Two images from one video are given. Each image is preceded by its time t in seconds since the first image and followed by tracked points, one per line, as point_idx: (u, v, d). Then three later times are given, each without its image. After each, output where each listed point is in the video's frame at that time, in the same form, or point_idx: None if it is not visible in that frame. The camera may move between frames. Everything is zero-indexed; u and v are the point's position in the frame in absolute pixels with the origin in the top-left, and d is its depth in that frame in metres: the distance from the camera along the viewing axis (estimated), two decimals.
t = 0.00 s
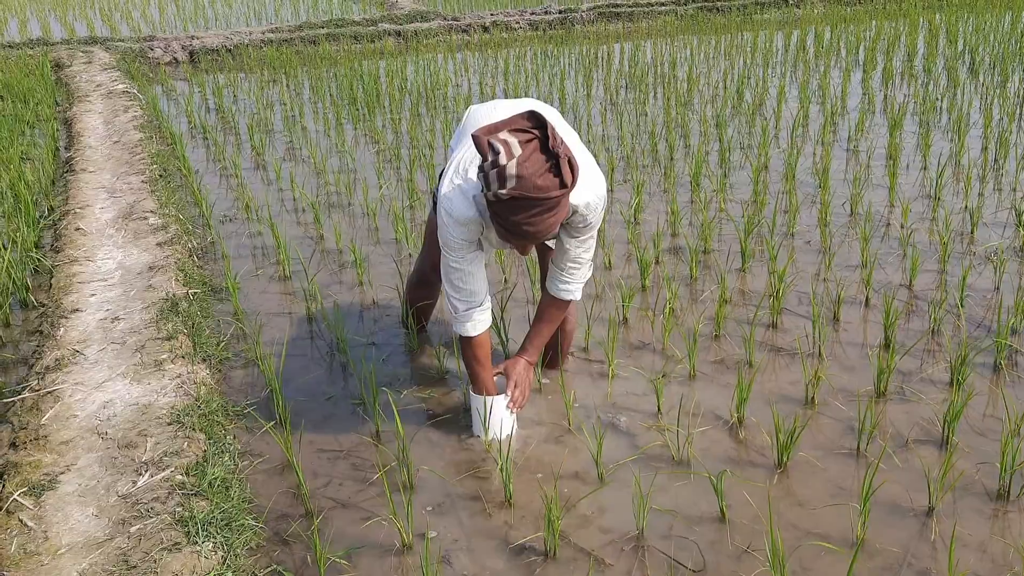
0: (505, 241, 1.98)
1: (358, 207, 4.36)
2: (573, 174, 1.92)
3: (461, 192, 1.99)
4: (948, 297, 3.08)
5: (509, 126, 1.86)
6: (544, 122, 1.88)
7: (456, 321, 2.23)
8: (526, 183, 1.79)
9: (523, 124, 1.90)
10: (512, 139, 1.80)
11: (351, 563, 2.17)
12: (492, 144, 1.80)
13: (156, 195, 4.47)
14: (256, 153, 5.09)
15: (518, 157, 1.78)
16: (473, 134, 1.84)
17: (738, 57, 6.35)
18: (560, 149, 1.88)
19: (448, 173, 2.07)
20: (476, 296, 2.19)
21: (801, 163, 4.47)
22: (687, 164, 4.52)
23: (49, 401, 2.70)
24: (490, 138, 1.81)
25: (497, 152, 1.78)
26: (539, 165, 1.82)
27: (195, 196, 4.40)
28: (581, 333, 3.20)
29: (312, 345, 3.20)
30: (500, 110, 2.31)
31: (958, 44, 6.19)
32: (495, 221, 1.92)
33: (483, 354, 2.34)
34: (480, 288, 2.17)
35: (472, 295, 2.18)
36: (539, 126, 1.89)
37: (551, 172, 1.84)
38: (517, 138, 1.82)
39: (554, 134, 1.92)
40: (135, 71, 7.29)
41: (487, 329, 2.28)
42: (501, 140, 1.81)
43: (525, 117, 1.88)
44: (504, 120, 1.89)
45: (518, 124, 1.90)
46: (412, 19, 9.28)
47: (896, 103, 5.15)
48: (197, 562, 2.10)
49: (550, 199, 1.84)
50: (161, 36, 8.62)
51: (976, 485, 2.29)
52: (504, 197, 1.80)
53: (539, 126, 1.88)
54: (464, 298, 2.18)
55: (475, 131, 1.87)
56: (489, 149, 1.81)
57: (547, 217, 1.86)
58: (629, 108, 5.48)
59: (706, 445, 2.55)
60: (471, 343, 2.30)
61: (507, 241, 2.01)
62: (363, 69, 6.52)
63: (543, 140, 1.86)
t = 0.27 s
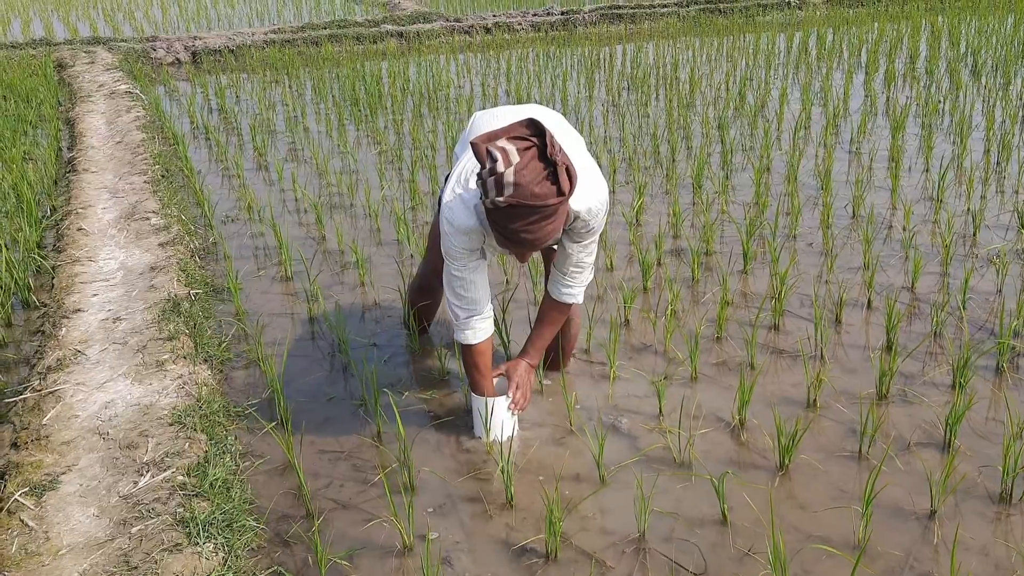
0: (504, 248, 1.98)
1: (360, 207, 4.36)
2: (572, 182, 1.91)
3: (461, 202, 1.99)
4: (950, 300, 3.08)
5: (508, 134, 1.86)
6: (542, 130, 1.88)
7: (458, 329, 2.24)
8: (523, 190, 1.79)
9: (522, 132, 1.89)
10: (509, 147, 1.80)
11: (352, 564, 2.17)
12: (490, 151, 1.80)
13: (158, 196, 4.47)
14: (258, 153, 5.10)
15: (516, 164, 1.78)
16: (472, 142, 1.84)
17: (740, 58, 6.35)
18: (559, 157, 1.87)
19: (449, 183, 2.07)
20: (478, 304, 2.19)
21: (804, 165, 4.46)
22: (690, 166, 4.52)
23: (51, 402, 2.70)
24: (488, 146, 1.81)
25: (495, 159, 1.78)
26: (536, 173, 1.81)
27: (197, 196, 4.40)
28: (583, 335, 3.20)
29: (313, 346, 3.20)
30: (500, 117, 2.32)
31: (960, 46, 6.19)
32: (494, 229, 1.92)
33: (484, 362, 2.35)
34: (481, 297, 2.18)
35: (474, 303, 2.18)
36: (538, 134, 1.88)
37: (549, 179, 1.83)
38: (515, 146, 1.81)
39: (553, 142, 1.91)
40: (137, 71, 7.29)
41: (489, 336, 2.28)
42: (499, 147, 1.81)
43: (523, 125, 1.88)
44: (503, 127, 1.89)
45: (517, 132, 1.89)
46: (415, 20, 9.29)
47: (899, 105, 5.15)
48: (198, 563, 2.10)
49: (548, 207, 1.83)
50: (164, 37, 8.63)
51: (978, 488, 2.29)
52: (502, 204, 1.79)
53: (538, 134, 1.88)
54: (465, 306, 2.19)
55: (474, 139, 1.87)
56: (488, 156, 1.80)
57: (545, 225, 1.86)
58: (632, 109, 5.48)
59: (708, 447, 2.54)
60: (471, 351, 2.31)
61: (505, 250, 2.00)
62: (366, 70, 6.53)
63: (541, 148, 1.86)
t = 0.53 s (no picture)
0: (501, 250, 1.96)
1: (361, 209, 4.36)
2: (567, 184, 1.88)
3: (460, 207, 1.99)
4: (951, 302, 3.08)
5: (502, 137, 1.84)
6: (536, 132, 1.85)
7: (459, 334, 2.25)
8: (518, 193, 1.76)
9: (516, 135, 1.87)
10: (503, 150, 1.78)
11: (351, 567, 2.17)
12: (483, 154, 1.78)
13: (159, 197, 4.47)
14: (259, 155, 5.10)
15: (509, 167, 1.75)
16: (465, 146, 1.82)
17: (741, 60, 6.35)
18: (553, 158, 1.85)
19: (449, 189, 2.07)
20: (478, 309, 2.20)
21: (805, 167, 4.46)
22: (691, 167, 4.51)
23: (50, 403, 2.70)
24: (482, 149, 1.79)
25: (488, 162, 1.76)
26: (531, 175, 1.79)
27: (197, 198, 4.40)
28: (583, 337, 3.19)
29: (314, 348, 3.20)
30: (500, 121, 2.31)
31: (962, 48, 6.19)
32: (490, 231, 1.90)
33: (488, 368, 2.37)
34: (482, 302, 2.19)
35: (474, 308, 2.19)
36: (532, 136, 1.86)
37: (543, 181, 1.81)
38: (508, 148, 1.79)
39: (547, 144, 1.88)
40: (139, 72, 7.30)
41: (489, 341, 2.31)
42: (492, 150, 1.78)
43: (517, 128, 1.85)
44: (497, 132, 1.88)
45: (511, 135, 1.87)
46: (416, 21, 9.30)
47: (900, 107, 5.15)
48: (197, 565, 2.09)
49: (543, 208, 1.80)
50: (165, 38, 8.64)
51: (979, 491, 2.28)
52: (496, 207, 1.77)
53: (531, 136, 1.85)
54: (465, 310, 2.20)
55: (468, 143, 1.84)
56: (481, 160, 1.78)
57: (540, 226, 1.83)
58: (633, 111, 5.48)
59: (708, 449, 2.54)
60: (474, 356, 2.33)
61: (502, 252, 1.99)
62: (367, 72, 6.53)
63: (535, 150, 1.83)
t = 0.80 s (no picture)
0: (497, 246, 1.97)
1: (360, 210, 4.36)
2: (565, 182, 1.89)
3: (459, 204, 1.99)
4: (951, 303, 3.07)
5: (502, 133, 1.84)
6: (536, 130, 1.85)
7: (455, 330, 2.25)
8: (516, 191, 1.77)
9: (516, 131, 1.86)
10: (503, 147, 1.78)
11: (350, 568, 2.16)
12: (482, 151, 1.78)
13: (159, 199, 4.47)
14: (259, 156, 5.10)
15: (508, 164, 1.76)
16: (465, 141, 1.82)
17: (741, 61, 6.35)
18: (552, 157, 1.85)
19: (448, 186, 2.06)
20: (475, 305, 2.19)
21: (805, 168, 4.46)
22: (690, 168, 4.51)
23: (50, 405, 2.70)
24: (481, 145, 1.79)
25: (487, 159, 1.76)
26: (529, 173, 1.79)
27: (197, 199, 4.40)
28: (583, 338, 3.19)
29: (313, 349, 3.20)
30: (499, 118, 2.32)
31: (961, 48, 6.19)
32: (487, 227, 1.91)
33: (485, 366, 2.36)
34: (479, 298, 2.18)
35: (470, 304, 2.19)
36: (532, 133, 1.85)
37: (542, 179, 1.82)
38: (508, 145, 1.79)
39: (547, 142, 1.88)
40: (139, 74, 7.30)
41: (486, 338, 2.30)
42: (492, 147, 1.78)
43: (517, 125, 1.85)
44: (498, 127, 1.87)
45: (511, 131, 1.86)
46: (416, 22, 9.30)
47: (900, 108, 5.15)
48: (196, 566, 2.09)
49: (540, 207, 1.81)
50: (165, 39, 8.64)
51: (979, 492, 2.28)
52: (494, 204, 1.78)
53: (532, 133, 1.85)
54: (462, 306, 2.19)
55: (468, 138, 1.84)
56: (480, 157, 1.78)
57: (537, 225, 1.84)
58: (632, 112, 5.48)
59: (708, 451, 2.54)
60: (471, 354, 2.32)
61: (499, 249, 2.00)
62: (367, 73, 6.54)
63: (535, 148, 1.83)
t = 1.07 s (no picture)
0: (495, 235, 1.99)
1: (360, 211, 4.36)
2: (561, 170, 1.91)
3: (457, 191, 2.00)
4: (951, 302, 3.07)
5: (498, 122, 1.87)
6: (531, 118, 1.88)
7: (452, 317, 2.23)
8: (511, 177, 1.80)
9: (512, 120, 1.89)
10: (498, 135, 1.81)
11: (350, 569, 2.16)
12: (478, 139, 1.81)
13: (158, 200, 4.47)
14: (258, 157, 5.10)
15: (503, 151, 1.78)
16: (461, 130, 1.85)
17: (740, 61, 6.35)
18: (547, 145, 1.87)
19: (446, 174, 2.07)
20: (472, 292, 2.18)
21: (804, 168, 4.46)
22: (690, 169, 4.51)
23: (49, 407, 2.70)
24: (477, 133, 1.82)
25: (482, 147, 1.79)
26: (524, 160, 1.82)
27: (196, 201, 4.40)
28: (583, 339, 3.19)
29: (313, 350, 3.20)
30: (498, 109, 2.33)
31: (961, 48, 6.19)
32: (483, 216, 1.93)
33: (484, 357, 2.34)
34: (476, 285, 2.17)
35: (468, 291, 2.18)
36: (527, 122, 1.88)
37: (537, 167, 1.83)
38: (503, 133, 1.82)
39: (542, 130, 1.91)
40: (138, 75, 7.30)
41: (484, 326, 2.28)
42: (488, 135, 1.81)
43: (513, 114, 1.88)
44: (493, 117, 1.91)
45: (506, 121, 1.89)
46: (415, 23, 9.30)
47: (899, 108, 5.15)
48: (196, 568, 2.09)
49: (536, 194, 1.83)
50: (164, 41, 8.64)
51: (980, 492, 2.28)
52: (490, 191, 1.80)
53: (527, 122, 1.88)
54: (459, 294, 2.18)
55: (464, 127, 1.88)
56: (476, 144, 1.81)
57: (533, 212, 1.86)
58: (632, 112, 5.48)
59: (708, 451, 2.53)
60: (468, 343, 2.29)
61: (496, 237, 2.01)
62: (366, 74, 6.54)
63: (530, 136, 1.86)
